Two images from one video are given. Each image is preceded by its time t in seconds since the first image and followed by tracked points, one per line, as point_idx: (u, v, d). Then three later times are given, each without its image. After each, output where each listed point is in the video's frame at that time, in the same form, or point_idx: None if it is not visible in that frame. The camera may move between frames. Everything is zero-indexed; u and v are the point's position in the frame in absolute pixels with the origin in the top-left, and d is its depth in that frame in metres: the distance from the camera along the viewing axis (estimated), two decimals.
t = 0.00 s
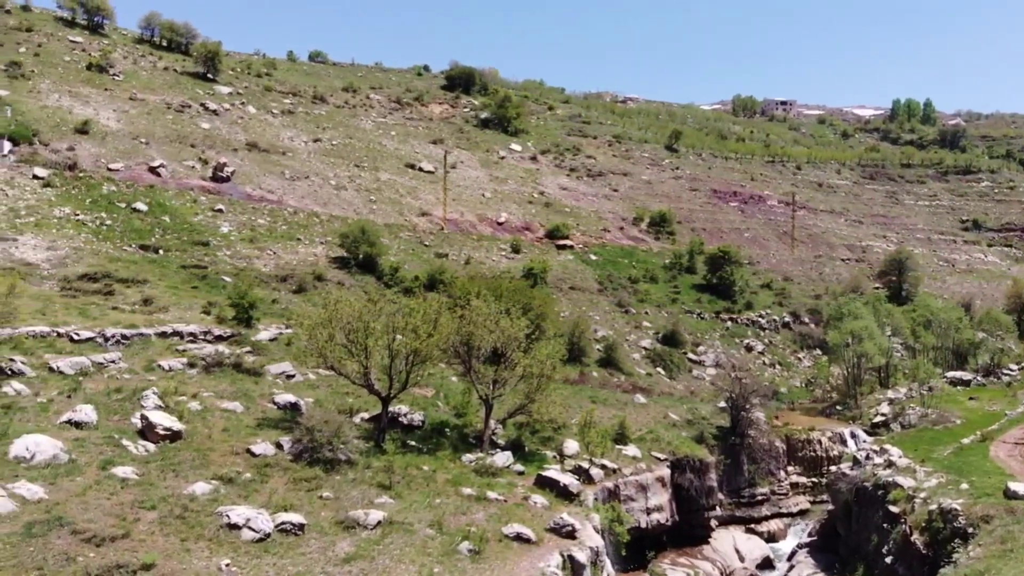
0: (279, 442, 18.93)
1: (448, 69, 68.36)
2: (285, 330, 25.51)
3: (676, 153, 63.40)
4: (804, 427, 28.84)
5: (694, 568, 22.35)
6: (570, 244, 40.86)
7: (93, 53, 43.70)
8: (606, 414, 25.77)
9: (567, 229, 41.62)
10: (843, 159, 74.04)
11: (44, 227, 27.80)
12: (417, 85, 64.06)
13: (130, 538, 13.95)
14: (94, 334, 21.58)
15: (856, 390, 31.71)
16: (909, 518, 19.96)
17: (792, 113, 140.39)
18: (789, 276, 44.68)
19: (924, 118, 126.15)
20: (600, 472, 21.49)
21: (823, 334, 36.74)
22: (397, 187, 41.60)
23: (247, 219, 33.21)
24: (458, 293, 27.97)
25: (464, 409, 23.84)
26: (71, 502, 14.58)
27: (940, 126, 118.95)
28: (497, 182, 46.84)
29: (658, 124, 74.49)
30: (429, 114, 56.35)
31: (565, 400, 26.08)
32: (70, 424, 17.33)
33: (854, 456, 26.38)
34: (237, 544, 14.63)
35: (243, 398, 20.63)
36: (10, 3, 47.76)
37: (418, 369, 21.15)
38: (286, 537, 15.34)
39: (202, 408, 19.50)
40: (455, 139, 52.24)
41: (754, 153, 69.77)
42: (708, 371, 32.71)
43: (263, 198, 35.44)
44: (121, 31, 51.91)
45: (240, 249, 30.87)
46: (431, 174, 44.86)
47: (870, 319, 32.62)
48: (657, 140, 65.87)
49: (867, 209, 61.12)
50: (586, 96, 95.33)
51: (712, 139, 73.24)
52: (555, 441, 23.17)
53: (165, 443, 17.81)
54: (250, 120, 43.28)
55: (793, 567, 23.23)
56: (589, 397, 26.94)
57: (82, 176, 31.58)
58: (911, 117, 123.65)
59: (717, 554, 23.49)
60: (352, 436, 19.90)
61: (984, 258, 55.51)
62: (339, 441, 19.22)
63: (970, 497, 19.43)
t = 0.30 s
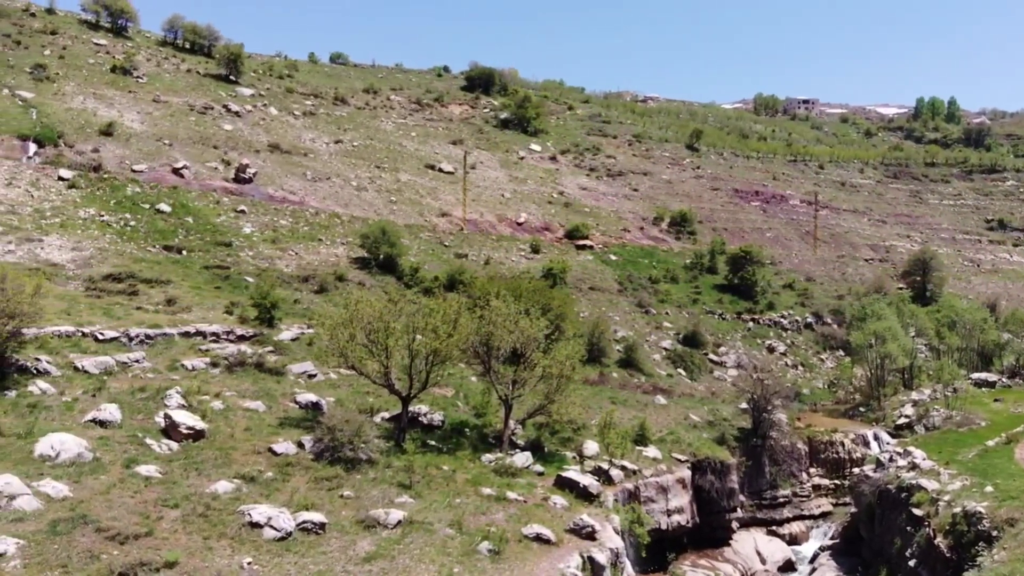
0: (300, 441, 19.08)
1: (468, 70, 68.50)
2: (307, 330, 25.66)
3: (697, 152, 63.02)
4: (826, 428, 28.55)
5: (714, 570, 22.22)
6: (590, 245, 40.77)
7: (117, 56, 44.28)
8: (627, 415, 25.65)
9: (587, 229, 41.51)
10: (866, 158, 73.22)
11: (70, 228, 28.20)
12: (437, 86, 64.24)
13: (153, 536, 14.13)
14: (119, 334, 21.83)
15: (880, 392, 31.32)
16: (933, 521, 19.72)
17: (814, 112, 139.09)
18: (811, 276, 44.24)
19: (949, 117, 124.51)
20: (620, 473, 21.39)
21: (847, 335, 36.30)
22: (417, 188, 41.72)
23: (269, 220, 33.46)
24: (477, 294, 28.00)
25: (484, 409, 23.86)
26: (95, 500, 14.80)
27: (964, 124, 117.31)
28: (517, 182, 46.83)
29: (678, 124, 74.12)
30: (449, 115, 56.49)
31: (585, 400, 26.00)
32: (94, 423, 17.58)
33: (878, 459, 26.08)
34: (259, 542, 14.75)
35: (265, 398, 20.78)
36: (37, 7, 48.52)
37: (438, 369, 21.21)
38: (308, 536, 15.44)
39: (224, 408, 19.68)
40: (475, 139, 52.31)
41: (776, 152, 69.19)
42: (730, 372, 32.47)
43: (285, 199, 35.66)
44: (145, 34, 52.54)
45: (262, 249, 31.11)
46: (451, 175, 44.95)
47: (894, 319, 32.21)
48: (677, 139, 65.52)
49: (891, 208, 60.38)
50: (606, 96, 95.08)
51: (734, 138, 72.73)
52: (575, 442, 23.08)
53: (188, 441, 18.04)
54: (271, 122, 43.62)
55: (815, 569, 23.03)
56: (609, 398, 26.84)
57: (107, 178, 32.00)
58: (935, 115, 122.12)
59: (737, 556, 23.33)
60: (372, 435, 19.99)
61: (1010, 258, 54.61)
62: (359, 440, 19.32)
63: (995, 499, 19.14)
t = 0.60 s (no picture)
0: (322, 440, 19.20)
1: (488, 70, 68.57)
2: (328, 330, 25.80)
3: (718, 151, 62.62)
4: (849, 430, 28.25)
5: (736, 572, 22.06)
6: (610, 244, 40.64)
7: (141, 58, 44.80)
8: (647, 416, 25.53)
9: (607, 229, 41.39)
10: (890, 156, 72.35)
11: (95, 229, 28.57)
12: (457, 87, 64.39)
13: (177, 534, 14.28)
14: (143, 333, 22.08)
15: (904, 393, 30.92)
16: (957, 523, 19.47)
17: (836, 110, 137.65)
18: (834, 276, 43.79)
19: (974, 115, 122.74)
20: (641, 474, 21.27)
21: (871, 336, 35.85)
22: (437, 188, 41.82)
23: (291, 221, 33.71)
24: (498, 294, 28.00)
25: (504, 409, 23.85)
26: (120, 498, 14.99)
27: (990, 122, 115.69)
28: (536, 182, 46.79)
29: (700, 123, 73.71)
30: (469, 115, 56.59)
31: (605, 401, 25.91)
32: (119, 421, 17.80)
33: (902, 461, 25.76)
34: (281, 540, 14.85)
35: (287, 397, 20.94)
36: (63, 11, 49.25)
37: (458, 368, 21.27)
38: (329, 534, 15.53)
39: (247, 407, 19.85)
40: (495, 139, 52.36)
41: (799, 151, 68.55)
42: (751, 373, 32.23)
43: (307, 200, 35.87)
44: (169, 36, 53.12)
45: (285, 250, 31.34)
46: (470, 175, 45.00)
47: (918, 319, 31.78)
48: (698, 138, 65.14)
49: (915, 208, 59.62)
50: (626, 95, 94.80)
51: (755, 136, 72.16)
52: (595, 442, 22.97)
53: (211, 440, 18.24)
54: (293, 123, 43.93)
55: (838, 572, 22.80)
56: (629, 398, 26.73)
57: (131, 179, 32.40)
58: (961, 113, 120.47)
59: (759, 558, 23.17)
60: (393, 434, 20.07)
61: None
62: (380, 439, 19.39)
63: (1022, 502, 18.83)
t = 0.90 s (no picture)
0: (343, 439, 19.31)
1: (508, 70, 68.60)
2: (349, 330, 25.91)
3: (739, 150, 62.20)
4: (872, 432, 27.94)
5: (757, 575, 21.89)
6: (630, 244, 40.51)
7: (164, 60, 45.27)
8: (668, 417, 25.40)
9: (627, 229, 41.25)
10: (914, 155, 71.47)
11: (119, 229, 28.90)
12: (477, 87, 64.49)
13: (199, 532, 14.40)
14: (167, 333, 22.30)
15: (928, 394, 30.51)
16: (982, 526, 19.22)
17: (859, 109, 136.31)
18: (858, 276, 43.35)
19: (1000, 113, 121.02)
20: (662, 475, 21.15)
21: (895, 336, 35.38)
22: (457, 189, 41.90)
23: (313, 221, 33.93)
24: (518, 294, 27.98)
25: (524, 409, 23.83)
26: (143, 496, 15.16)
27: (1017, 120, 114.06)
28: (556, 182, 46.73)
29: (721, 121, 73.26)
30: (489, 116, 56.64)
31: (625, 402, 25.82)
32: (143, 420, 18.00)
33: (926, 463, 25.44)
34: (303, 539, 14.94)
35: (308, 396, 21.08)
36: (88, 14, 49.89)
37: (478, 368, 21.31)
38: (350, 533, 15.60)
39: (269, 406, 20.01)
40: (515, 140, 52.37)
41: (821, 150, 67.93)
42: (773, 374, 31.97)
43: (329, 201, 36.05)
44: (192, 39, 53.63)
45: (306, 250, 31.53)
46: (490, 175, 45.04)
47: (943, 320, 31.34)
48: (719, 137, 64.74)
49: (940, 207, 58.90)
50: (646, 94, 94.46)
51: (777, 135, 71.59)
52: (615, 443, 22.85)
53: (234, 439, 18.39)
54: (314, 124, 44.20)
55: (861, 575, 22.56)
56: (650, 399, 26.61)
57: (155, 180, 32.75)
58: (986, 111, 118.85)
59: (781, 560, 23.01)
60: (413, 434, 20.12)
61: None
62: (401, 439, 19.45)
63: None
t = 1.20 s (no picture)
0: (364, 439, 19.39)
1: (528, 70, 68.55)
2: (370, 330, 25.99)
3: (760, 149, 61.74)
4: (896, 433, 27.63)
5: None
6: (650, 244, 40.34)
7: (187, 62, 45.69)
8: (689, 418, 25.25)
9: (647, 229, 41.09)
10: (938, 153, 70.56)
11: (143, 230, 29.21)
12: (497, 87, 64.54)
13: (222, 530, 14.52)
14: (190, 333, 22.48)
15: (953, 396, 30.10)
16: (1007, 529, 18.97)
17: (882, 107, 134.87)
18: (882, 277, 42.89)
19: None
20: (682, 477, 21.02)
21: (919, 337, 34.94)
22: (477, 189, 41.95)
23: (334, 222, 34.11)
24: (538, 294, 27.95)
25: (544, 409, 23.79)
26: (166, 494, 15.30)
27: None
28: (576, 182, 46.64)
29: (742, 120, 72.79)
30: (509, 116, 56.66)
31: (646, 402, 25.72)
32: (166, 419, 18.17)
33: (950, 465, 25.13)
34: (324, 538, 15.01)
35: (329, 395, 21.20)
36: (112, 17, 50.47)
37: (497, 368, 21.31)
38: (370, 532, 15.66)
39: (291, 405, 20.14)
40: (534, 140, 52.35)
41: (844, 149, 67.28)
42: (795, 374, 31.70)
43: (349, 202, 36.20)
44: (215, 41, 54.10)
45: (327, 251, 31.70)
46: (510, 175, 45.03)
47: (968, 321, 30.90)
48: (740, 136, 64.32)
49: (965, 207, 58.14)
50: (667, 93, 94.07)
51: (799, 134, 71.00)
52: (636, 444, 22.75)
53: (256, 437, 18.54)
54: (335, 126, 44.43)
55: None
56: (670, 400, 26.48)
57: (178, 181, 33.07)
58: (1012, 109, 117.07)
59: (803, 562, 22.82)
60: (433, 434, 20.17)
61: None
62: (421, 439, 19.49)
63: None
